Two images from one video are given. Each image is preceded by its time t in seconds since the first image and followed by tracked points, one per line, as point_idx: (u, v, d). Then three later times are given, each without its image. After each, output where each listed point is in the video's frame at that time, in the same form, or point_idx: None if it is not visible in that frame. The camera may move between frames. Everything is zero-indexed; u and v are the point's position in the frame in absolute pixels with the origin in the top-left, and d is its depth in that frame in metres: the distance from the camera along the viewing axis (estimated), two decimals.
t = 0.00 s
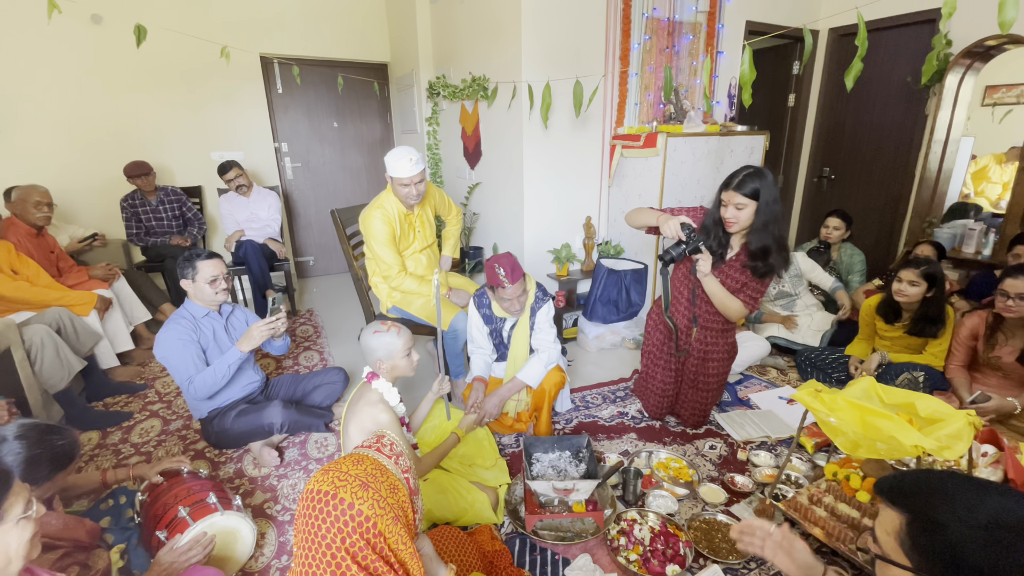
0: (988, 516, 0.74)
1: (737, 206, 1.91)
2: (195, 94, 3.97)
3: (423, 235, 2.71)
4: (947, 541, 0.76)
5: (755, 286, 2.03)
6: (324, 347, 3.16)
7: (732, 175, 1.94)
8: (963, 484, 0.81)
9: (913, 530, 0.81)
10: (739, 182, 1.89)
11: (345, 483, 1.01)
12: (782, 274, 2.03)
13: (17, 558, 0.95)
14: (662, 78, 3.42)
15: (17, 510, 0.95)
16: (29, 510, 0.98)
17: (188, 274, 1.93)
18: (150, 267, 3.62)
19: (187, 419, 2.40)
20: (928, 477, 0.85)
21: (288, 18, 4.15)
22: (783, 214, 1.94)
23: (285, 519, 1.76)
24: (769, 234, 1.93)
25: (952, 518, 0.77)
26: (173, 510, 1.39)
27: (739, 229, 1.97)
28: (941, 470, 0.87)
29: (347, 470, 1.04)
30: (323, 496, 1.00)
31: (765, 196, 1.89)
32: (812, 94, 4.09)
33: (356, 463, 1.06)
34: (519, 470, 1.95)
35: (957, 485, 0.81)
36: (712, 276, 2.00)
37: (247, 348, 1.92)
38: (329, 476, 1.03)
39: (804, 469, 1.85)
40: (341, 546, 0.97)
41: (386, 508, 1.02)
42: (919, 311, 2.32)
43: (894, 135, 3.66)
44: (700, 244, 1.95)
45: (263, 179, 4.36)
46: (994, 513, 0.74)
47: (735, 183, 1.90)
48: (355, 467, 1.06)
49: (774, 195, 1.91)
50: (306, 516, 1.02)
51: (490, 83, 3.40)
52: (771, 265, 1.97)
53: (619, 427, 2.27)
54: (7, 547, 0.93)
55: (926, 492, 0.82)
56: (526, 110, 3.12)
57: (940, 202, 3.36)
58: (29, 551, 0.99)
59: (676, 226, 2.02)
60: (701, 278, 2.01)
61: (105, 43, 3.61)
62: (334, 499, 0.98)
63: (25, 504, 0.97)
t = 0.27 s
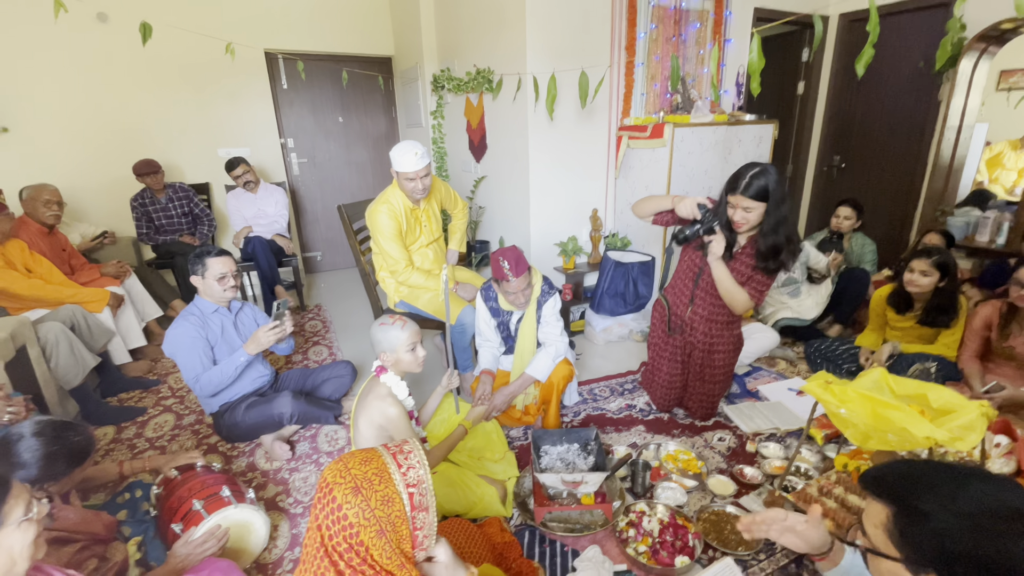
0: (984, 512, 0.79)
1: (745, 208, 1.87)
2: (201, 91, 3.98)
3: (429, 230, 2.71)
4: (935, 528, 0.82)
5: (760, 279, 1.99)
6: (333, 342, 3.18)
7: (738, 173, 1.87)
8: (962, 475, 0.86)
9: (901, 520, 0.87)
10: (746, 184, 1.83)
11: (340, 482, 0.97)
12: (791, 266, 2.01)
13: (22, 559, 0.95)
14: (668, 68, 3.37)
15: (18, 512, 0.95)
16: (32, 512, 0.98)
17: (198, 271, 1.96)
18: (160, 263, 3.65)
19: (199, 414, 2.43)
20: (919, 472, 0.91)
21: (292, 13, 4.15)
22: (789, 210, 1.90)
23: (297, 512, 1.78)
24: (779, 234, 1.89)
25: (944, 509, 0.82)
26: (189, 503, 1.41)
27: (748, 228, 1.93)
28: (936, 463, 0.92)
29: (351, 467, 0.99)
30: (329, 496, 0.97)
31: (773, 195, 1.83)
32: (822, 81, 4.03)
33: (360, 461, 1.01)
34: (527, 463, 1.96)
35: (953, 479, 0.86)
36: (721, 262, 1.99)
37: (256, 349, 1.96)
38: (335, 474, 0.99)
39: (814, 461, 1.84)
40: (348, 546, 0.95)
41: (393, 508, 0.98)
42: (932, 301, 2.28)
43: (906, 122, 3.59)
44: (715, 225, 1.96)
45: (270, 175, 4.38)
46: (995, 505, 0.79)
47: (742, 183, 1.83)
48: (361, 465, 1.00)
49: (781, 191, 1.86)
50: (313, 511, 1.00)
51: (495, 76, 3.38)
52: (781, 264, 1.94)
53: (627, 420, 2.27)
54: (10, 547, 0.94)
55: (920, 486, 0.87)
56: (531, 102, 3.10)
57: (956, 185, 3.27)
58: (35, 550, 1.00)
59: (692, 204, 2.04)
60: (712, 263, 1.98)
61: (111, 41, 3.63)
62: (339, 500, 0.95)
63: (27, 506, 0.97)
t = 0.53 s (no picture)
0: (974, 490, 0.73)
1: (761, 202, 1.88)
2: (206, 85, 3.98)
3: (437, 221, 2.69)
4: (922, 505, 0.78)
5: (773, 269, 2.00)
6: (343, 334, 3.20)
7: (755, 165, 1.86)
8: (953, 453, 0.80)
9: (889, 499, 0.83)
10: (761, 177, 1.82)
11: (351, 484, 0.97)
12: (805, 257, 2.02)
13: (39, 551, 0.95)
14: (677, 52, 3.30)
15: (36, 506, 0.96)
16: (49, 505, 0.99)
17: (210, 265, 1.97)
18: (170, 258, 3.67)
19: (213, 406, 2.46)
20: (914, 449, 0.85)
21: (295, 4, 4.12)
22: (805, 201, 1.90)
23: (312, 502, 1.80)
24: (793, 228, 1.89)
25: (935, 488, 0.77)
26: (205, 494, 1.43)
27: (764, 220, 1.95)
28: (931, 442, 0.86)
29: (362, 470, 0.98)
30: (341, 494, 0.97)
31: (789, 187, 1.83)
32: (833, 65, 3.97)
33: (373, 461, 0.99)
34: (539, 452, 1.96)
35: (944, 456, 0.81)
36: (740, 246, 1.96)
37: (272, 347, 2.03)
38: (347, 473, 0.99)
39: (827, 448, 1.83)
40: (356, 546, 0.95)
41: (400, 514, 0.95)
42: (946, 286, 2.26)
43: (919, 105, 3.53)
44: (739, 203, 1.86)
45: (276, 168, 4.38)
46: (988, 485, 0.73)
47: (758, 176, 1.83)
48: (372, 467, 0.98)
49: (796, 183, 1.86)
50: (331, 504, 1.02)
51: (501, 64, 3.35)
52: (798, 256, 1.96)
53: (638, 408, 2.26)
54: (29, 540, 0.94)
55: (911, 464, 0.82)
56: (538, 91, 3.08)
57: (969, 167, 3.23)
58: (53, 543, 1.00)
59: (718, 181, 1.93)
60: (731, 244, 1.96)
61: (116, 36, 3.63)
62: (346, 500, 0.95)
63: (44, 499, 0.98)
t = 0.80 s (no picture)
0: (919, 472, 0.80)
1: (762, 201, 1.86)
2: (200, 87, 3.96)
3: (433, 222, 2.71)
4: (875, 489, 0.83)
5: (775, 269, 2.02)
6: (340, 335, 3.19)
7: (758, 163, 1.83)
8: (897, 440, 0.87)
9: (844, 487, 0.87)
10: (765, 176, 1.81)
11: (341, 487, 0.96)
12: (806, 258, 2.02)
13: (56, 546, 0.95)
14: (671, 50, 3.20)
15: (52, 501, 0.96)
16: (65, 501, 0.99)
17: (236, 263, 1.99)
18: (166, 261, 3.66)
19: (210, 410, 2.45)
20: (864, 441, 0.90)
21: (288, 5, 4.11)
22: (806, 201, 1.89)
23: (310, 505, 1.80)
24: (797, 229, 1.89)
25: (885, 475, 0.82)
26: (202, 498, 1.43)
27: (765, 217, 1.93)
28: (874, 431, 0.93)
29: (351, 472, 0.97)
30: (331, 497, 0.97)
31: (792, 185, 1.82)
32: (827, 61, 3.98)
33: (363, 464, 0.99)
34: (537, 452, 1.96)
35: (890, 444, 0.87)
36: (741, 243, 1.95)
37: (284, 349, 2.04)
38: (337, 476, 0.98)
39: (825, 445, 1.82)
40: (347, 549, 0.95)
41: (390, 518, 0.94)
42: (943, 281, 2.25)
43: (915, 100, 3.53)
44: (742, 200, 1.87)
45: (272, 170, 4.36)
46: (929, 467, 0.80)
47: (762, 174, 1.81)
48: (362, 469, 0.98)
49: (799, 182, 1.85)
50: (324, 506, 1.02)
51: (495, 64, 3.34)
52: (799, 257, 1.95)
53: (636, 407, 2.26)
54: (47, 535, 0.94)
55: (863, 452, 0.87)
56: (532, 90, 3.07)
57: (964, 163, 3.23)
58: (68, 536, 0.99)
59: (721, 179, 1.93)
60: (731, 241, 1.94)
61: (108, 39, 3.61)
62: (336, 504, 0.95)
63: (59, 495, 0.98)
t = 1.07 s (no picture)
0: (888, 464, 0.83)
1: (759, 202, 1.88)
2: (194, 91, 3.95)
3: (428, 224, 2.70)
4: (847, 484, 0.86)
5: (771, 269, 2.04)
6: (335, 339, 3.19)
7: (753, 165, 1.86)
8: (866, 435, 0.91)
9: (817, 481, 0.90)
10: (761, 177, 1.83)
11: (339, 491, 0.96)
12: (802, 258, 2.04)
13: (32, 560, 0.96)
14: (664, 53, 3.30)
15: (23, 516, 0.96)
16: (36, 514, 0.99)
17: (247, 260, 2.08)
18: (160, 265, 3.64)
19: (205, 415, 2.44)
20: (834, 437, 0.93)
21: (282, 9, 4.10)
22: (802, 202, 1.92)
23: (306, 510, 1.79)
24: (794, 229, 1.91)
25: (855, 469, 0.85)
26: (197, 504, 1.42)
27: (762, 218, 1.95)
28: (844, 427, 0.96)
29: (348, 476, 0.97)
30: (328, 501, 0.96)
31: (788, 187, 1.84)
32: (819, 62, 4.00)
33: (360, 468, 0.98)
34: (533, 454, 1.96)
35: (860, 439, 0.90)
36: (738, 246, 1.97)
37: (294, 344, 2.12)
38: (335, 479, 0.98)
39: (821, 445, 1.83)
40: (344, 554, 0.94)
41: (388, 522, 0.94)
42: (948, 273, 2.26)
43: (906, 100, 3.56)
44: (738, 202, 1.85)
45: (266, 173, 4.35)
46: (895, 460, 0.84)
47: (758, 176, 1.84)
48: (359, 473, 0.97)
49: (794, 183, 1.87)
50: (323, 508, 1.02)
51: (489, 66, 3.35)
52: (795, 257, 1.98)
53: (632, 408, 2.26)
54: (19, 550, 0.94)
55: (834, 447, 0.90)
56: (527, 92, 3.07)
57: (956, 164, 3.25)
58: (44, 552, 1.00)
59: (717, 180, 1.92)
60: (730, 243, 1.96)
61: (100, 42, 3.60)
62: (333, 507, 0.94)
63: (30, 509, 0.97)
